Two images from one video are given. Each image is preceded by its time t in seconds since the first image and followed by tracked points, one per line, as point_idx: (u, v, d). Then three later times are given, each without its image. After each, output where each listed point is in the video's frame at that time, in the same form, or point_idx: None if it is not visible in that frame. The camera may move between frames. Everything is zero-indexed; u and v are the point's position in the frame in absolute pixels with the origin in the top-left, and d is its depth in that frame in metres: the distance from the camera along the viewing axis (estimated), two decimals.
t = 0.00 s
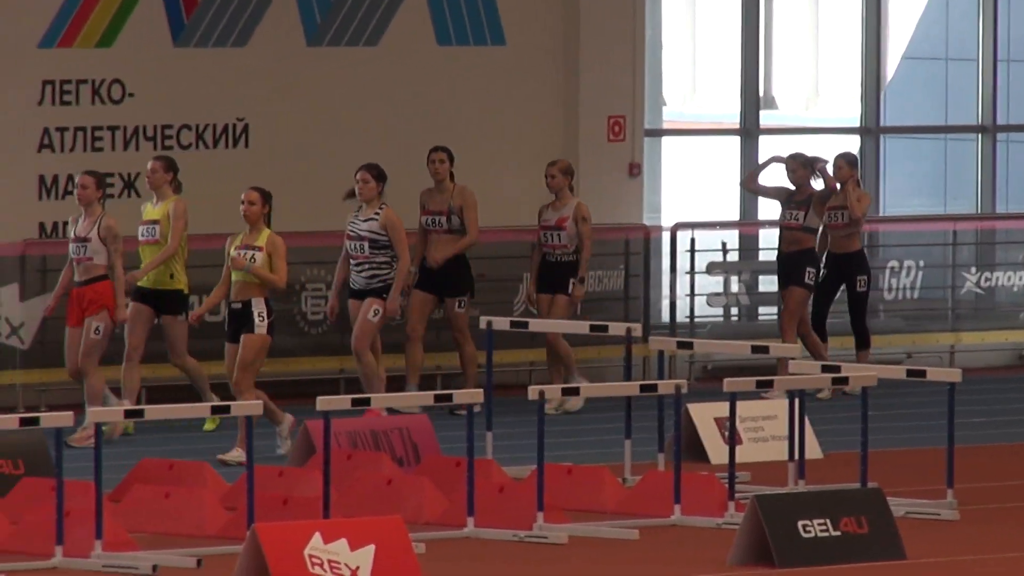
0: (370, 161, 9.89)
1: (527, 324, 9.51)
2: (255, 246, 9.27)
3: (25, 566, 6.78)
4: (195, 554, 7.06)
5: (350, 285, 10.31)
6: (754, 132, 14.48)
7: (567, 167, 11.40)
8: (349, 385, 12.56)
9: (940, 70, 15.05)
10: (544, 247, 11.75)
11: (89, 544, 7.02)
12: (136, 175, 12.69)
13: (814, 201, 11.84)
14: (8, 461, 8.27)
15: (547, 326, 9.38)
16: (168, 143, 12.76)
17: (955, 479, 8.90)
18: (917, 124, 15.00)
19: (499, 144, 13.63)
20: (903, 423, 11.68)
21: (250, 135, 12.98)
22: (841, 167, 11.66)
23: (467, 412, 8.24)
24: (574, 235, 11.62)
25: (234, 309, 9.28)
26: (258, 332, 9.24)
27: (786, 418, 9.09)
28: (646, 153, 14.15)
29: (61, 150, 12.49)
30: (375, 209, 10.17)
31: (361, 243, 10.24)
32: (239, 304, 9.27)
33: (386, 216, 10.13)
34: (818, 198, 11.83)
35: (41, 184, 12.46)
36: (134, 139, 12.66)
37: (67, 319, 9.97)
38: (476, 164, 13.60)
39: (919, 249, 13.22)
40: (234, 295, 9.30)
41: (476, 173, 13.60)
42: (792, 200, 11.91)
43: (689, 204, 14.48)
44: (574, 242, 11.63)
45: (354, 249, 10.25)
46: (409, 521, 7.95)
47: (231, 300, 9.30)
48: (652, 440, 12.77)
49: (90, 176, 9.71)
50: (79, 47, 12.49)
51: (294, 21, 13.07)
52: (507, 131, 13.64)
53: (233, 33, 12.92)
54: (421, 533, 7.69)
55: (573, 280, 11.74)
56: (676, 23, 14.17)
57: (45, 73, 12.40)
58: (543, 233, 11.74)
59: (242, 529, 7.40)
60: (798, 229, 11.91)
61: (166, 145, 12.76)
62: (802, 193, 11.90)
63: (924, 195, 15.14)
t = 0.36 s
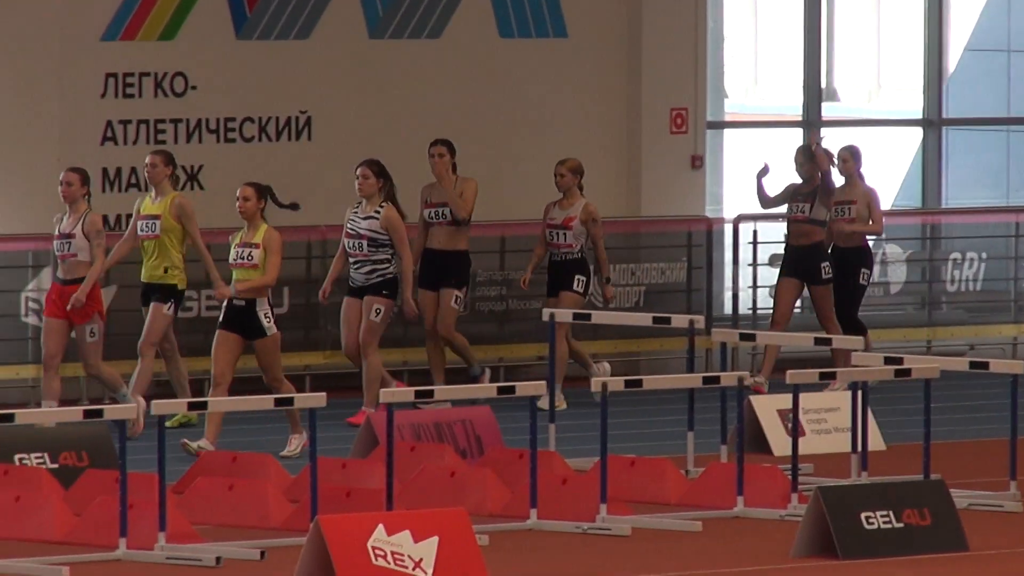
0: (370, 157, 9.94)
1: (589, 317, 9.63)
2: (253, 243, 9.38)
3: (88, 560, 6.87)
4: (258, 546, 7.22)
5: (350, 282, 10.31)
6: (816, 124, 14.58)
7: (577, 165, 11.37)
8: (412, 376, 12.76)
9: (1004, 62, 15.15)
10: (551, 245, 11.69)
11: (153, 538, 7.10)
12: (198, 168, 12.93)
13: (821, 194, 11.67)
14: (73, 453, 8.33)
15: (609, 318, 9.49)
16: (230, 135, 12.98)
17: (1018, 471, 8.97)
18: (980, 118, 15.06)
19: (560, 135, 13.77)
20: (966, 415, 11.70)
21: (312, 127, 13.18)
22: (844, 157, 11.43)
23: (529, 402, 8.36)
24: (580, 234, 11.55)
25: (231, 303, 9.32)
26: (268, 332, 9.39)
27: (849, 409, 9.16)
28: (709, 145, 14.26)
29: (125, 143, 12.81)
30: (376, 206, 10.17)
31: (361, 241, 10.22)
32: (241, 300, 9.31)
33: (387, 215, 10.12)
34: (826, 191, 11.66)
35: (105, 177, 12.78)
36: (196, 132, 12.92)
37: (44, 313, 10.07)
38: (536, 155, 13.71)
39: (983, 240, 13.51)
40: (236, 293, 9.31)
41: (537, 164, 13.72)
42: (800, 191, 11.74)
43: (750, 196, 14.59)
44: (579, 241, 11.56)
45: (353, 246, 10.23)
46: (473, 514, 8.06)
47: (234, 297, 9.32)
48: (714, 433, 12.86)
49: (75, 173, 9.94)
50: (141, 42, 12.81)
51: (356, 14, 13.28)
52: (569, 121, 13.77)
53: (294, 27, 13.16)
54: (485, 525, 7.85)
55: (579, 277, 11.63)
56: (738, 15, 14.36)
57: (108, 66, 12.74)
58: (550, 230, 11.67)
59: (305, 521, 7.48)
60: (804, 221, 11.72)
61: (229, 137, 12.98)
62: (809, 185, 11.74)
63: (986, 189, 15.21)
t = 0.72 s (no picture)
0: (358, 158, 9.88)
1: (645, 310, 9.74)
2: (240, 234, 9.17)
3: (140, 555, 6.96)
4: (314, 540, 7.30)
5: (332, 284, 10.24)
6: (872, 118, 14.87)
7: (576, 163, 11.25)
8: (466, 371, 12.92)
9: None
10: (551, 244, 11.59)
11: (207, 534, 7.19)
12: (253, 162, 13.06)
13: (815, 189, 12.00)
14: (128, 447, 8.39)
15: (665, 314, 9.53)
16: (286, 130, 13.14)
17: None
18: None
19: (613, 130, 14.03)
20: None
21: (367, 121, 13.34)
22: (849, 159, 11.68)
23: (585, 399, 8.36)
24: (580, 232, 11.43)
25: (222, 298, 9.21)
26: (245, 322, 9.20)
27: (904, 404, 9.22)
28: (764, 139, 14.45)
29: (179, 136, 12.84)
30: (363, 207, 10.13)
31: (348, 242, 10.19)
32: (226, 293, 9.21)
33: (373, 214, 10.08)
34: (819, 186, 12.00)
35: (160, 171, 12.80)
36: (251, 126, 13.04)
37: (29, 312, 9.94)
38: (587, 149, 14.00)
39: None
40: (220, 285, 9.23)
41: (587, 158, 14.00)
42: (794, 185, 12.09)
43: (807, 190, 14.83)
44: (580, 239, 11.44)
45: (339, 248, 10.20)
46: (528, 507, 8.23)
47: (219, 289, 9.24)
48: (770, 427, 12.95)
49: (55, 169, 9.71)
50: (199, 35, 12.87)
51: (411, 8, 13.45)
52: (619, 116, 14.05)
53: (350, 20, 13.30)
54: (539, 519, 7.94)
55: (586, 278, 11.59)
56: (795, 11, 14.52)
57: (162, 60, 12.77)
58: (550, 228, 11.58)
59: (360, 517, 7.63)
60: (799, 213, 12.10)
61: (284, 131, 13.14)
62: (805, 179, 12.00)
63: None
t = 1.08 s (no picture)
0: (342, 158, 10.02)
1: (696, 311, 9.81)
2: (223, 236, 9.42)
3: (195, 554, 7.08)
4: (366, 541, 7.43)
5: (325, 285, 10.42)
6: (923, 118, 14.95)
7: (566, 159, 11.34)
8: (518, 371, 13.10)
9: None
10: (541, 240, 11.66)
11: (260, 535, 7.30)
12: (305, 161, 13.18)
13: (811, 193, 11.97)
14: (178, 447, 8.50)
15: (716, 314, 9.64)
16: (337, 129, 13.28)
17: None
18: None
19: (661, 130, 14.20)
20: None
21: (417, 121, 13.50)
22: (847, 160, 11.79)
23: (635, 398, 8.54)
24: (570, 229, 11.52)
25: (205, 299, 9.43)
26: (229, 324, 9.42)
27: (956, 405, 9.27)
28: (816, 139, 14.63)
29: (231, 136, 12.97)
30: (348, 207, 10.27)
31: (332, 242, 10.29)
32: (209, 295, 9.44)
33: (360, 215, 10.24)
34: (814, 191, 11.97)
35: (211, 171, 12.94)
36: (302, 126, 13.17)
37: None
38: (634, 148, 14.14)
39: None
40: (202, 286, 9.46)
41: (635, 158, 14.15)
42: (789, 187, 12.03)
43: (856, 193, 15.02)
44: (571, 236, 11.54)
45: (325, 248, 10.30)
46: (580, 508, 8.31)
47: (200, 290, 9.47)
48: (821, 427, 13.02)
49: (28, 164, 9.96)
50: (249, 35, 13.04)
51: (463, 9, 13.62)
52: (666, 116, 14.19)
53: (399, 22, 13.47)
54: (592, 520, 8.03)
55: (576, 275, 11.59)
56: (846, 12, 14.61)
57: (213, 60, 12.91)
58: (540, 224, 11.65)
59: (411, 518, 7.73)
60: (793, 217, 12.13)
61: (335, 131, 13.27)
62: (797, 181, 11.98)
63: None
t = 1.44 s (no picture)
0: (339, 158, 10.11)
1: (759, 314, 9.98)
2: (212, 246, 9.73)
3: (262, 558, 7.30)
4: (427, 544, 7.67)
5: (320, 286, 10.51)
6: (984, 121, 15.15)
7: (571, 168, 11.26)
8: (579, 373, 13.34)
9: None
10: (545, 245, 11.78)
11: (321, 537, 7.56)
12: (367, 165, 13.43)
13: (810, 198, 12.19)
14: (241, 451, 8.77)
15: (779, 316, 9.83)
16: (399, 133, 13.51)
17: None
18: None
19: (720, 132, 14.39)
20: None
21: (480, 124, 13.74)
22: (848, 163, 12.02)
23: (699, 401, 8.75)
24: (573, 234, 11.60)
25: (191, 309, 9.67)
26: (222, 340, 9.72)
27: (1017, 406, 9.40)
28: (878, 142, 14.86)
29: (293, 140, 13.20)
30: (344, 207, 10.36)
31: (331, 242, 10.43)
32: (197, 304, 9.69)
33: (356, 214, 10.33)
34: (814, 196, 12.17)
35: (273, 174, 13.17)
36: (364, 130, 13.41)
37: None
38: (692, 150, 14.33)
39: None
40: (191, 297, 9.71)
41: (693, 159, 14.34)
42: (789, 196, 12.31)
43: (921, 194, 15.09)
44: (573, 240, 11.62)
45: (323, 247, 10.46)
46: (642, 510, 8.53)
47: (188, 302, 9.72)
48: (883, 430, 13.15)
49: (12, 168, 10.04)
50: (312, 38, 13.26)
51: (525, 14, 13.86)
52: (723, 117, 14.39)
53: (461, 26, 13.69)
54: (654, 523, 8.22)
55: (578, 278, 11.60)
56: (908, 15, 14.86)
57: (277, 64, 13.14)
58: (544, 229, 11.75)
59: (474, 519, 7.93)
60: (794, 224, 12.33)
61: (398, 135, 13.51)
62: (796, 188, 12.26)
63: None
